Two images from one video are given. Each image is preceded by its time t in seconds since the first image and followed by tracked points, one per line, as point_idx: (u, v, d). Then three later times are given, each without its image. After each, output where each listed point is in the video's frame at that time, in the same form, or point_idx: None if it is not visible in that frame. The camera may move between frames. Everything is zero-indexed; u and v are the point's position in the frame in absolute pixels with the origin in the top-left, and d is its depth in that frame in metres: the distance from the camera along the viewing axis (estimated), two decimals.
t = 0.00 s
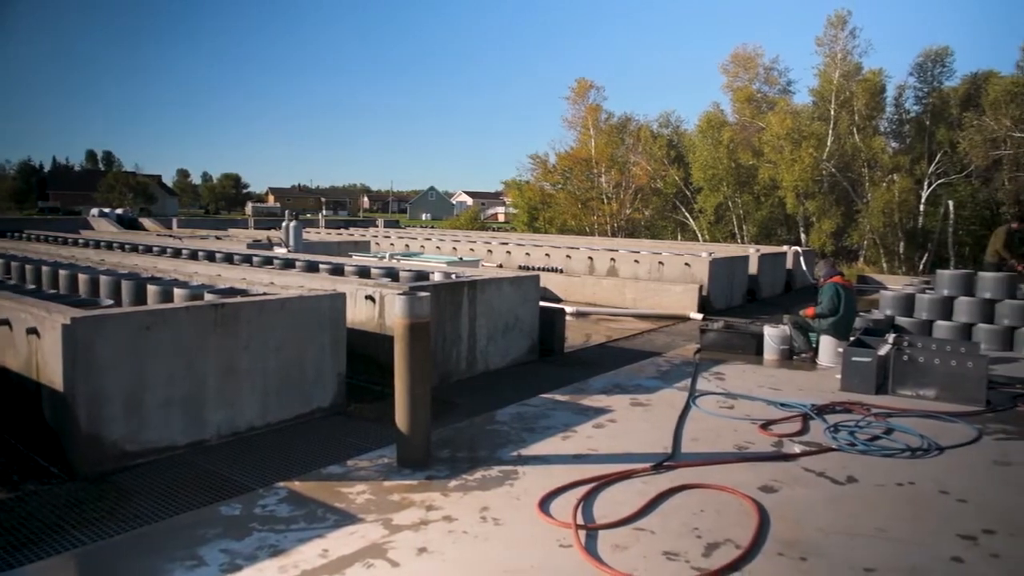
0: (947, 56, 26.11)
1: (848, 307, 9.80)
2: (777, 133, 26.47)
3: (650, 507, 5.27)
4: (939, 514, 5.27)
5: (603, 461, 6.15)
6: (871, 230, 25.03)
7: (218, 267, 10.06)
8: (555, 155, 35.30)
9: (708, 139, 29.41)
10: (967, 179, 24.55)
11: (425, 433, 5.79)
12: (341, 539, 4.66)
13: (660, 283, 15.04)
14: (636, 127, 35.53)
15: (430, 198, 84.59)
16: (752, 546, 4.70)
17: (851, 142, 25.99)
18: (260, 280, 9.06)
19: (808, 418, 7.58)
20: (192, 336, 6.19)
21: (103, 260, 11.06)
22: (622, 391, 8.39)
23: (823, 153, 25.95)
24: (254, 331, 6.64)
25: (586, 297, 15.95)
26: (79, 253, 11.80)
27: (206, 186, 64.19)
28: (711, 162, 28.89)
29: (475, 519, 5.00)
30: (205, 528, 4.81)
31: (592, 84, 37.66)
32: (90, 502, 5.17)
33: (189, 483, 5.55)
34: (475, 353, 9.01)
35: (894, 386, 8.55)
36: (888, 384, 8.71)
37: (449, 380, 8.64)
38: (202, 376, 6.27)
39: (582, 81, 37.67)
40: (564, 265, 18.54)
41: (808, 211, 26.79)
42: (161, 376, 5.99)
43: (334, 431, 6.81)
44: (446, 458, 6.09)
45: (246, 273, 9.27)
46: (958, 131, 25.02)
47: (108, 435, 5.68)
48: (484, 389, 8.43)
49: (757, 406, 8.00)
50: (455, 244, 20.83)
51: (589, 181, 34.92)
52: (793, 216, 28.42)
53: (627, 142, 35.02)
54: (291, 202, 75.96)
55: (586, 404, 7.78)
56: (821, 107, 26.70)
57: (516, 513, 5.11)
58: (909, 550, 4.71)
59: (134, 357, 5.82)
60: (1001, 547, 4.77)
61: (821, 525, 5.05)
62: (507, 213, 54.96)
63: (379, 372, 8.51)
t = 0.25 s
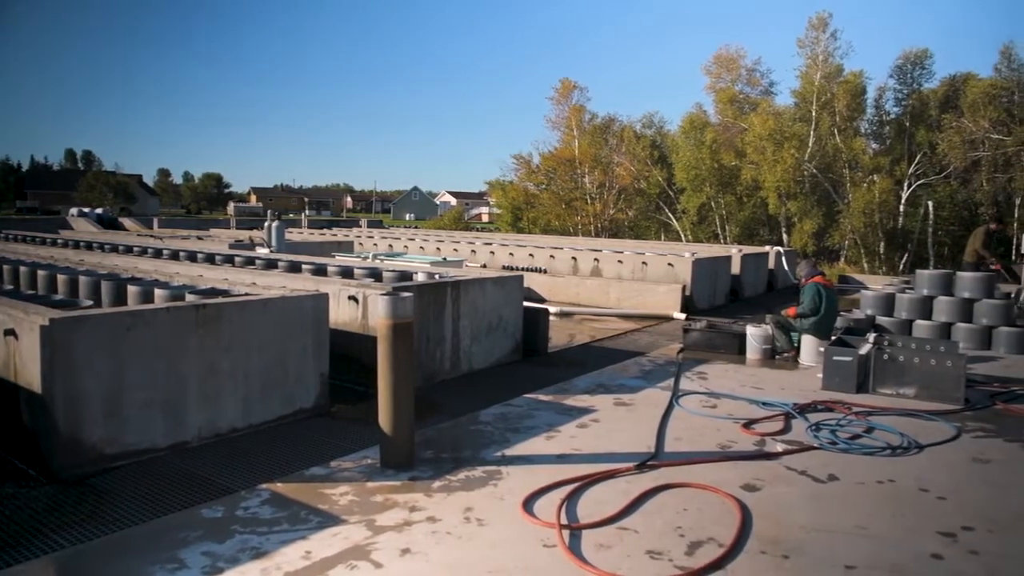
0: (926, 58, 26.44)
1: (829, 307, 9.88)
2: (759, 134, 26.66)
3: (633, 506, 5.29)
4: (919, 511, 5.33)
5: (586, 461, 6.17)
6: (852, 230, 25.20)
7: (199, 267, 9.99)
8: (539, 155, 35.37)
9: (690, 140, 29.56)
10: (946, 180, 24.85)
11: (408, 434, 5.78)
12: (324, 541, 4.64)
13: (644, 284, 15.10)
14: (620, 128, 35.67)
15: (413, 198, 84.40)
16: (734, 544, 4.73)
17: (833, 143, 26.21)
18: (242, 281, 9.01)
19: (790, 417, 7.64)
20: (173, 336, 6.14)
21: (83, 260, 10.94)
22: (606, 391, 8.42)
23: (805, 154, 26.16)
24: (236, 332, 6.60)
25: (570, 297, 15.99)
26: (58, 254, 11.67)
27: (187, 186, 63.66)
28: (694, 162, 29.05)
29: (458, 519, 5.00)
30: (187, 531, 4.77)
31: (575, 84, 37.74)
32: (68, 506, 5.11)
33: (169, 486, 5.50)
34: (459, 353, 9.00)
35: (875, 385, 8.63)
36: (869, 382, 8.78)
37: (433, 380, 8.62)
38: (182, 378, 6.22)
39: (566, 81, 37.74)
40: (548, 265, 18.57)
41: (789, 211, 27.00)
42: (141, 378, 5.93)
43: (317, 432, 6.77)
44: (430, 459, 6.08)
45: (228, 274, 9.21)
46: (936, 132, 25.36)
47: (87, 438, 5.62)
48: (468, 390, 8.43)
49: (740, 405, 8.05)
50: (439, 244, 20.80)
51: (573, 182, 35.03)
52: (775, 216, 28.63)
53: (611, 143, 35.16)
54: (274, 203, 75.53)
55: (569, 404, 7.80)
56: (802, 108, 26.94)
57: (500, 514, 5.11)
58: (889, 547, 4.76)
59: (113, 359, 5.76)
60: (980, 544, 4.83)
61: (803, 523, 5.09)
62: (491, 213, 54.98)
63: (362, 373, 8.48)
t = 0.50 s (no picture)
0: (910, 60, 26.70)
1: (814, 306, 9.95)
2: (745, 135, 26.81)
3: (620, 506, 5.31)
4: (903, 509, 5.38)
5: (573, 461, 6.18)
6: (837, 230, 25.33)
7: (184, 267, 9.93)
8: (526, 155, 35.40)
9: (676, 141, 29.69)
10: (929, 181, 25.10)
11: (394, 435, 5.76)
12: (310, 542, 4.62)
13: (630, 284, 15.15)
14: (606, 128, 35.78)
15: (400, 198, 84.21)
16: (720, 542, 4.76)
17: (818, 144, 26.39)
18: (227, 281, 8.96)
19: (775, 416, 7.68)
20: (157, 337, 6.09)
21: (66, 260, 10.85)
22: (592, 391, 8.44)
23: (790, 154, 26.32)
24: (221, 332, 6.56)
25: (556, 297, 16.00)
26: (41, 254, 11.56)
27: (172, 185, 63.18)
28: (680, 163, 29.17)
29: (445, 520, 4.99)
30: (171, 533, 4.74)
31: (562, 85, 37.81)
32: (51, 508, 5.06)
33: (154, 488, 5.46)
34: (446, 353, 8.99)
35: (859, 384, 8.69)
36: (853, 381, 8.83)
37: (419, 380, 8.61)
38: (167, 379, 6.17)
39: (553, 81, 37.81)
40: (535, 266, 18.58)
41: (775, 211, 27.15)
42: (124, 379, 5.88)
43: (303, 433, 6.75)
44: (416, 460, 6.07)
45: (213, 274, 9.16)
46: (920, 134, 25.62)
47: (70, 440, 5.56)
48: (454, 390, 8.42)
49: (725, 405, 8.09)
50: (425, 244, 20.77)
51: (560, 182, 35.10)
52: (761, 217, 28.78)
53: (597, 143, 35.26)
54: (259, 203, 75.13)
55: (555, 404, 7.81)
56: (787, 109, 27.11)
57: (486, 514, 5.11)
58: (872, 544, 4.80)
59: (96, 360, 5.71)
60: (963, 541, 4.88)
61: (787, 522, 5.13)
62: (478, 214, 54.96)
63: (348, 374, 8.45)
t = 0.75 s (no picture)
0: (891, 62, 26.97)
1: (797, 306, 10.04)
2: (729, 136, 26.97)
3: (604, 505, 5.32)
4: (884, 507, 5.43)
5: (558, 460, 6.19)
6: (819, 231, 25.50)
7: (166, 267, 9.85)
8: (511, 155, 35.40)
9: (661, 141, 29.83)
10: (910, 182, 25.36)
11: (378, 435, 5.74)
12: (294, 544, 4.60)
13: (614, 284, 15.19)
14: (591, 129, 35.87)
15: (384, 199, 83.90)
16: (704, 541, 4.78)
17: (800, 145, 26.61)
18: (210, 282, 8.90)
19: (759, 416, 7.73)
20: (139, 338, 6.04)
21: (45, 260, 10.72)
22: (577, 391, 8.45)
23: (773, 155, 26.49)
24: (203, 333, 6.51)
25: (541, 297, 16.02)
26: (19, 254, 11.42)
27: (153, 185, 62.57)
28: (664, 163, 29.28)
29: (429, 521, 4.98)
30: (153, 536, 4.70)
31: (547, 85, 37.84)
32: (30, 512, 5.00)
33: (135, 490, 5.41)
34: (430, 354, 8.98)
35: (841, 383, 8.77)
36: (835, 380, 8.92)
37: (404, 380, 8.59)
38: (149, 381, 6.12)
39: (538, 81, 37.86)
40: (519, 266, 18.58)
41: (758, 212, 27.31)
42: (105, 380, 5.83)
43: (286, 435, 6.71)
44: (401, 460, 6.06)
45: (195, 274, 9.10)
46: (900, 135, 25.91)
47: (50, 442, 5.50)
48: (439, 390, 8.41)
49: (709, 404, 8.13)
50: (410, 244, 20.72)
51: (544, 182, 35.13)
52: (744, 217, 28.95)
53: (582, 143, 35.35)
54: (242, 202, 74.61)
55: (540, 405, 7.82)
56: (770, 111, 27.29)
57: (471, 515, 5.10)
58: (854, 541, 4.85)
59: (76, 361, 5.64)
60: (943, 538, 4.93)
61: (771, 520, 5.16)
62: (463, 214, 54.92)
63: (331, 375, 8.42)
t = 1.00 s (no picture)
0: (868, 65, 27.30)
1: (775, 306, 10.13)
2: (708, 137, 27.14)
3: (584, 505, 5.34)
4: (861, 504, 5.50)
5: (538, 460, 6.20)
6: (798, 231, 25.73)
7: (143, 268, 9.75)
8: (491, 156, 35.39)
9: (641, 142, 29.97)
10: (886, 183, 25.69)
11: (358, 436, 5.72)
12: (273, 547, 4.57)
13: (595, 284, 15.25)
14: (571, 129, 35.97)
15: (364, 199, 83.54)
16: (683, 540, 4.81)
17: (779, 146, 26.86)
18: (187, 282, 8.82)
19: (738, 415, 7.80)
20: (115, 339, 5.96)
21: (18, 260, 10.57)
22: (558, 391, 8.47)
23: (752, 156, 26.70)
24: (181, 334, 6.45)
25: (521, 298, 16.03)
26: None
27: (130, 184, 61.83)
28: (644, 164, 29.42)
29: (410, 522, 4.97)
30: (129, 540, 4.64)
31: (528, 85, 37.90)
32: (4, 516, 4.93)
33: (112, 493, 5.35)
34: (411, 354, 8.95)
35: (818, 382, 8.87)
36: (813, 379, 9.02)
37: (384, 381, 8.56)
38: (125, 382, 6.05)
39: (518, 81, 37.90)
40: (500, 266, 18.59)
41: (737, 212, 27.52)
42: (81, 382, 5.75)
43: (264, 436, 6.67)
44: (381, 461, 6.04)
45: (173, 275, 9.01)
46: (877, 136, 26.23)
47: (24, 445, 5.42)
48: (419, 391, 8.39)
49: (688, 403, 8.19)
50: (391, 244, 20.65)
51: (525, 182, 35.16)
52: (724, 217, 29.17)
53: (563, 144, 35.43)
54: (221, 202, 73.95)
55: (521, 405, 7.83)
56: (749, 112, 27.51)
57: (452, 515, 5.10)
58: (832, 538, 4.90)
59: (51, 362, 5.56)
60: (918, 534, 5.00)
61: (749, 518, 5.21)
62: (444, 214, 54.86)
63: (311, 376, 8.37)
